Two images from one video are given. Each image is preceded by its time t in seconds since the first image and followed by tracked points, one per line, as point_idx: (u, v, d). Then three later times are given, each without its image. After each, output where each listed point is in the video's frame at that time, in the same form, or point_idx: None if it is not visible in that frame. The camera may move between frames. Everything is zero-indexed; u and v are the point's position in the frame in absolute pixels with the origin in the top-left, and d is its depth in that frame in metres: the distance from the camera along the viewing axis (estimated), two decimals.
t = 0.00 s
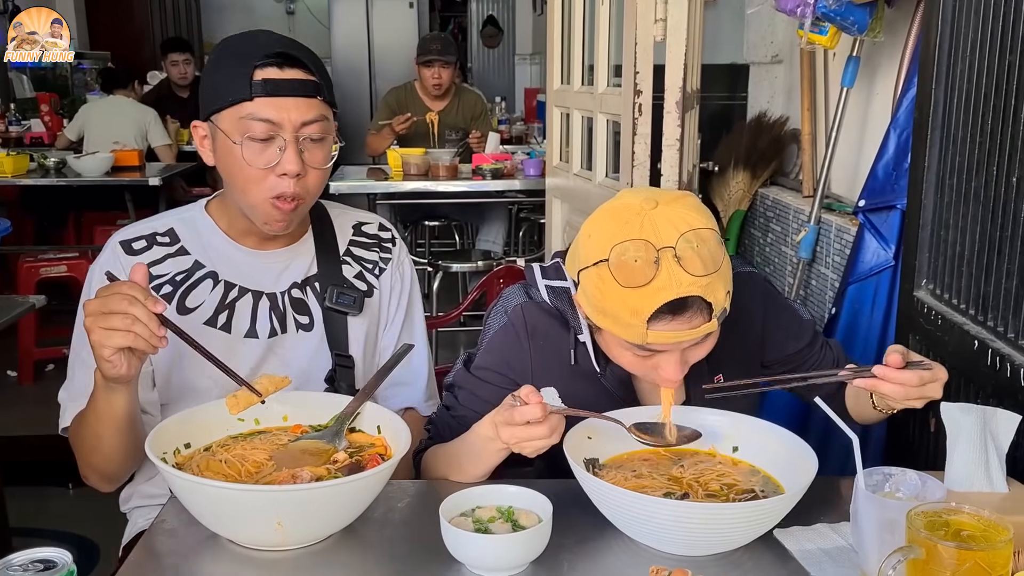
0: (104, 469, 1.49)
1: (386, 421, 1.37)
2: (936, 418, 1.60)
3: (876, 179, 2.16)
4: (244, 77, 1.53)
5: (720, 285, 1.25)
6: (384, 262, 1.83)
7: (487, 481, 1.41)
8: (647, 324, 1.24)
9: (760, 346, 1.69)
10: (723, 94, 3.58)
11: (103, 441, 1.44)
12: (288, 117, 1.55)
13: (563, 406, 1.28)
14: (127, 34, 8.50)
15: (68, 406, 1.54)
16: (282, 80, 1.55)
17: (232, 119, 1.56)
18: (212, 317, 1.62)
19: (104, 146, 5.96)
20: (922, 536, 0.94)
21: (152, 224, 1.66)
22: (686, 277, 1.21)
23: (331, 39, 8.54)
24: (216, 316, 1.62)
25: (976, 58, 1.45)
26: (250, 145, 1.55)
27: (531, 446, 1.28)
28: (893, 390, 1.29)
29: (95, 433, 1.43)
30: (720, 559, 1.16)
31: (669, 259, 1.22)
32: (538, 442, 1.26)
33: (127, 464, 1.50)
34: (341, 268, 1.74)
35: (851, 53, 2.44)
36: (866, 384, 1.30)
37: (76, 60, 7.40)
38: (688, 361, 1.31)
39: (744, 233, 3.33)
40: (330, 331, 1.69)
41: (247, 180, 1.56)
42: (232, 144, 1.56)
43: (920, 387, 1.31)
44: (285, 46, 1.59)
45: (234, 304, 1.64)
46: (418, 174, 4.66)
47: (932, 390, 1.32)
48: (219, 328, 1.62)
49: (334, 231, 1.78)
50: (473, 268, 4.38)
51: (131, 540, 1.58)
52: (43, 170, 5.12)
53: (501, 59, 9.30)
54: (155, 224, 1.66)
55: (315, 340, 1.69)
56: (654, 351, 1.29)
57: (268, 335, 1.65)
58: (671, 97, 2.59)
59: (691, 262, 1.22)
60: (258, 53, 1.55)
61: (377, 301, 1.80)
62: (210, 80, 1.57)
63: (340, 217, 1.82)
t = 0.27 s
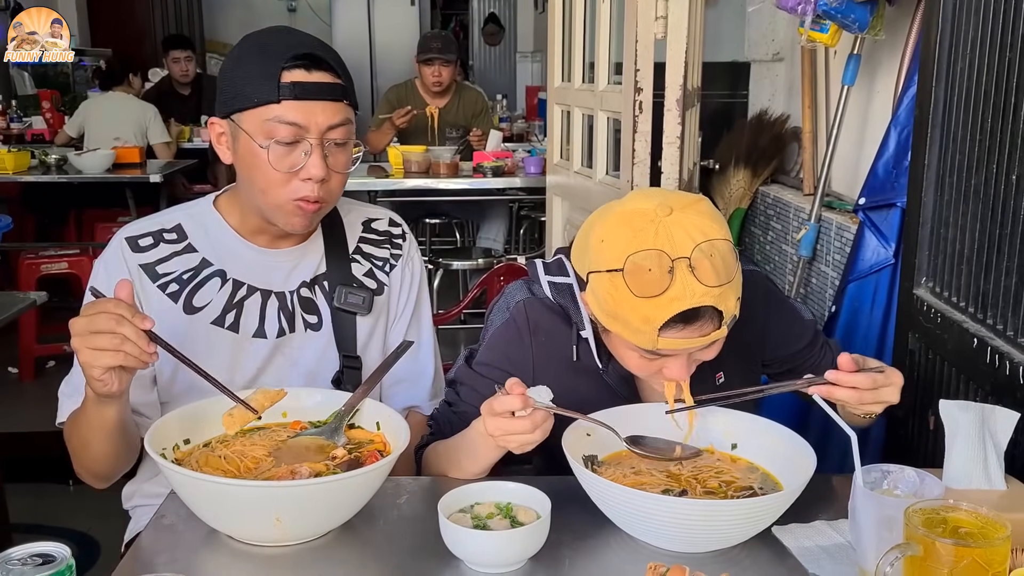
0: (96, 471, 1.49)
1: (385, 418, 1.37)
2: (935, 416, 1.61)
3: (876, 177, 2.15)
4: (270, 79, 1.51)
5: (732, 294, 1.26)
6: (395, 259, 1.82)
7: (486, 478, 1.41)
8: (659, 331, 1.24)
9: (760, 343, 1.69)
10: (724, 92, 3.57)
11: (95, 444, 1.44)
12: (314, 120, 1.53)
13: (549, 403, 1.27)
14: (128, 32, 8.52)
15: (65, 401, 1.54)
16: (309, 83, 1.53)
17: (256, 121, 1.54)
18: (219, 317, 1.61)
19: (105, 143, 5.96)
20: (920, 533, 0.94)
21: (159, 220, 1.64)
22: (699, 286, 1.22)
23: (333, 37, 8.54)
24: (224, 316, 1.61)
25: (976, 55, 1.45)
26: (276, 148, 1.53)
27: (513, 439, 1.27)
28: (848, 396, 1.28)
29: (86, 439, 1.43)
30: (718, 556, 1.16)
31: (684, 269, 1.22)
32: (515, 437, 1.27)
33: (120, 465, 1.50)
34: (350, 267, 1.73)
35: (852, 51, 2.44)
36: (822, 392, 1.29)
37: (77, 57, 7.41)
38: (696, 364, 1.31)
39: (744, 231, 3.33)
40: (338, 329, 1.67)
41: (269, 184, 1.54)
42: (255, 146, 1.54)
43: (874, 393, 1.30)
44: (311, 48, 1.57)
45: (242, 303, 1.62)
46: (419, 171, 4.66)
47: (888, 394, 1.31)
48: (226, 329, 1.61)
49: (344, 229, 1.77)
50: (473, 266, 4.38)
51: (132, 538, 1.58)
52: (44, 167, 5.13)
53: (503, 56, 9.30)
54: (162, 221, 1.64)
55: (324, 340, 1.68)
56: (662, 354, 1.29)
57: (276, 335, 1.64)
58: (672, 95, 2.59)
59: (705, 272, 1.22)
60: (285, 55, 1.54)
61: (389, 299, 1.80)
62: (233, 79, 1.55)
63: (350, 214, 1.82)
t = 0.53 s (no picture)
0: (92, 480, 1.50)
1: (388, 417, 1.37)
2: (937, 414, 1.61)
3: (879, 175, 2.15)
4: (281, 85, 1.49)
5: (733, 297, 1.26)
6: (403, 257, 1.82)
7: (488, 476, 1.41)
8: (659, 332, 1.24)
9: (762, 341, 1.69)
10: (727, 89, 3.55)
11: (95, 455, 1.44)
12: (326, 125, 1.50)
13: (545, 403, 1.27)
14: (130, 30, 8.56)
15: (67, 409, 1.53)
16: (321, 87, 1.50)
17: (266, 127, 1.51)
18: (225, 323, 1.61)
19: (108, 140, 5.97)
20: (922, 532, 0.94)
21: (160, 223, 1.63)
22: (700, 289, 1.22)
23: (335, 34, 8.54)
24: (230, 322, 1.62)
25: (979, 54, 1.45)
26: (287, 155, 1.50)
27: (508, 435, 1.27)
28: (852, 389, 1.28)
29: (90, 455, 1.44)
30: (721, 555, 1.16)
31: (686, 272, 1.22)
32: (507, 433, 1.27)
33: (120, 474, 1.51)
34: (357, 267, 1.73)
35: (855, 49, 2.44)
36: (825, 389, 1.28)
37: (80, 55, 7.41)
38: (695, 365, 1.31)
39: (747, 229, 3.32)
40: (346, 334, 1.67)
41: (282, 192, 1.52)
42: (267, 152, 1.51)
43: (879, 381, 1.30)
44: (323, 51, 1.55)
45: (248, 309, 1.63)
46: (422, 169, 4.65)
47: (892, 380, 1.32)
48: (232, 335, 1.62)
49: (351, 227, 1.76)
50: (476, 264, 4.38)
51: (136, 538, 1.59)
52: (47, 164, 5.13)
53: (505, 54, 9.30)
54: (165, 225, 1.63)
55: (330, 343, 1.68)
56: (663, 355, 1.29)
57: (283, 340, 1.64)
58: (675, 93, 2.58)
59: (706, 276, 1.23)
60: (296, 60, 1.51)
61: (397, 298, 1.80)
62: (245, 83, 1.53)
63: (357, 212, 1.81)
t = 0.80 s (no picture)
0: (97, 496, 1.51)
1: (391, 415, 1.38)
2: (939, 413, 1.61)
3: (882, 175, 2.16)
4: (273, 92, 1.48)
5: (733, 293, 1.26)
6: (405, 259, 1.83)
7: (491, 475, 1.42)
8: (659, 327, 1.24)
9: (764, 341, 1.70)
10: (730, 89, 3.56)
11: (100, 474, 1.45)
12: (320, 133, 1.49)
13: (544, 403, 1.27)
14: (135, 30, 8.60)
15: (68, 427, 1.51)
16: (315, 94, 1.49)
17: (260, 136, 1.50)
18: (227, 333, 1.62)
19: (112, 140, 5.98)
20: (923, 530, 0.95)
21: (157, 233, 1.63)
22: (701, 285, 1.22)
23: (339, 34, 8.55)
24: (232, 332, 1.62)
25: (981, 55, 1.45)
26: (281, 164, 1.49)
27: (509, 435, 1.27)
28: (854, 363, 1.33)
29: (98, 473, 1.45)
30: (723, 553, 1.16)
31: (686, 268, 1.23)
32: (509, 433, 1.27)
33: (124, 488, 1.52)
34: (360, 272, 1.73)
35: (857, 50, 2.44)
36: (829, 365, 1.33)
37: (84, 55, 7.44)
38: (695, 361, 1.31)
39: (749, 229, 3.33)
40: (350, 342, 1.68)
41: (280, 203, 1.52)
42: (262, 162, 1.51)
43: (879, 356, 1.36)
44: (316, 56, 1.54)
45: (250, 318, 1.63)
46: (425, 169, 4.66)
47: (894, 354, 1.37)
48: (234, 345, 1.63)
49: (352, 230, 1.77)
50: (479, 263, 4.39)
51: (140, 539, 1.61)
52: (52, 164, 5.14)
53: (508, 53, 9.31)
54: (163, 234, 1.63)
55: (334, 350, 1.69)
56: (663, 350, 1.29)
57: (286, 348, 1.65)
58: (677, 93, 2.58)
59: (707, 272, 1.23)
60: (289, 66, 1.50)
61: (400, 299, 1.80)
62: (238, 91, 1.52)
63: (358, 213, 1.82)
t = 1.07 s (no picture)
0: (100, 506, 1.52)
1: (391, 416, 1.38)
2: (939, 414, 1.61)
3: (882, 176, 2.16)
4: (262, 95, 1.48)
5: (717, 274, 1.26)
6: (402, 261, 1.83)
7: (490, 476, 1.42)
8: (640, 300, 1.25)
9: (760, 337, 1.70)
10: (731, 89, 3.55)
11: (99, 489, 1.45)
12: (310, 134, 1.50)
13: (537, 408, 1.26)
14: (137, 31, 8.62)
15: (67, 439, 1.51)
16: (304, 97, 1.50)
17: (249, 141, 1.50)
18: (224, 341, 1.62)
19: (114, 140, 5.99)
20: (921, 532, 0.95)
21: (150, 241, 1.62)
22: (683, 261, 1.22)
23: (341, 34, 8.56)
24: (229, 339, 1.62)
25: (981, 57, 1.45)
26: (271, 168, 1.49)
27: (505, 444, 1.27)
28: (843, 350, 1.34)
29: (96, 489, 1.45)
30: (722, 554, 1.17)
31: (669, 242, 1.23)
32: (504, 441, 1.26)
33: (124, 496, 1.53)
34: (356, 273, 1.74)
35: (858, 50, 2.44)
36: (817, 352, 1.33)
37: (87, 55, 7.46)
38: (679, 344, 1.31)
39: (751, 229, 3.33)
40: (348, 347, 1.69)
41: (272, 207, 1.52)
42: (251, 167, 1.51)
43: (869, 342, 1.36)
44: (305, 58, 1.54)
45: (246, 325, 1.63)
46: (426, 169, 4.66)
47: (885, 340, 1.37)
48: (231, 352, 1.63)
49: (347, 232, 1.77)
50: (480, 264, 4.39)
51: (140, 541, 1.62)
52: (54, 164, 5.15)
53: (510, 54, 9.31)
54: (156, 242, 1.62)
55: (333, 354, 1.70)
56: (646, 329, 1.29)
57: (285, 354, 1.66)
58: (678, 93, 2.58)
59: (691, 248, 1.23)
60: (277, 69, 1.50)
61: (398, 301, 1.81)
62: (226, 95, 1.52)
63: (354, 215, 1.83)
